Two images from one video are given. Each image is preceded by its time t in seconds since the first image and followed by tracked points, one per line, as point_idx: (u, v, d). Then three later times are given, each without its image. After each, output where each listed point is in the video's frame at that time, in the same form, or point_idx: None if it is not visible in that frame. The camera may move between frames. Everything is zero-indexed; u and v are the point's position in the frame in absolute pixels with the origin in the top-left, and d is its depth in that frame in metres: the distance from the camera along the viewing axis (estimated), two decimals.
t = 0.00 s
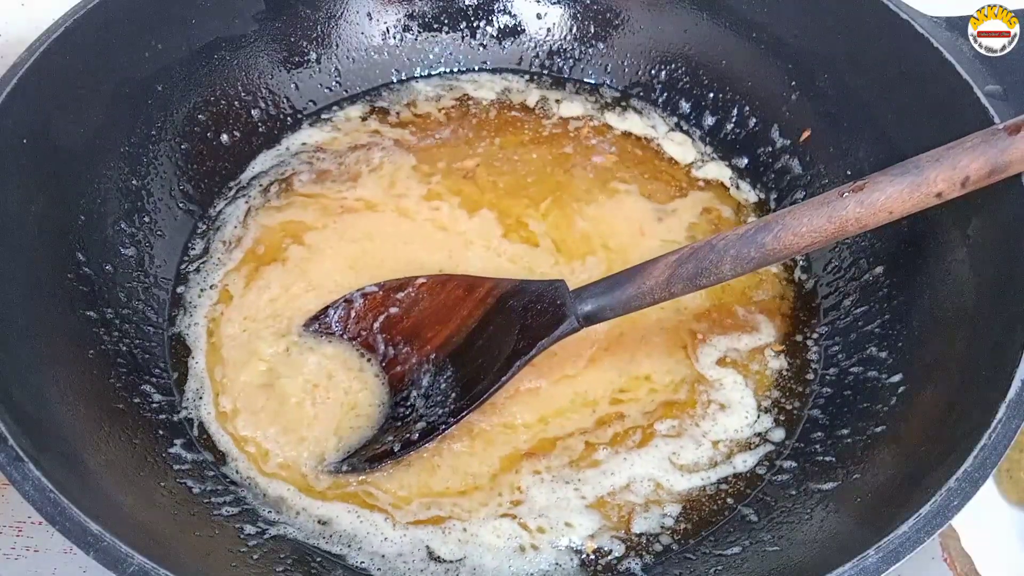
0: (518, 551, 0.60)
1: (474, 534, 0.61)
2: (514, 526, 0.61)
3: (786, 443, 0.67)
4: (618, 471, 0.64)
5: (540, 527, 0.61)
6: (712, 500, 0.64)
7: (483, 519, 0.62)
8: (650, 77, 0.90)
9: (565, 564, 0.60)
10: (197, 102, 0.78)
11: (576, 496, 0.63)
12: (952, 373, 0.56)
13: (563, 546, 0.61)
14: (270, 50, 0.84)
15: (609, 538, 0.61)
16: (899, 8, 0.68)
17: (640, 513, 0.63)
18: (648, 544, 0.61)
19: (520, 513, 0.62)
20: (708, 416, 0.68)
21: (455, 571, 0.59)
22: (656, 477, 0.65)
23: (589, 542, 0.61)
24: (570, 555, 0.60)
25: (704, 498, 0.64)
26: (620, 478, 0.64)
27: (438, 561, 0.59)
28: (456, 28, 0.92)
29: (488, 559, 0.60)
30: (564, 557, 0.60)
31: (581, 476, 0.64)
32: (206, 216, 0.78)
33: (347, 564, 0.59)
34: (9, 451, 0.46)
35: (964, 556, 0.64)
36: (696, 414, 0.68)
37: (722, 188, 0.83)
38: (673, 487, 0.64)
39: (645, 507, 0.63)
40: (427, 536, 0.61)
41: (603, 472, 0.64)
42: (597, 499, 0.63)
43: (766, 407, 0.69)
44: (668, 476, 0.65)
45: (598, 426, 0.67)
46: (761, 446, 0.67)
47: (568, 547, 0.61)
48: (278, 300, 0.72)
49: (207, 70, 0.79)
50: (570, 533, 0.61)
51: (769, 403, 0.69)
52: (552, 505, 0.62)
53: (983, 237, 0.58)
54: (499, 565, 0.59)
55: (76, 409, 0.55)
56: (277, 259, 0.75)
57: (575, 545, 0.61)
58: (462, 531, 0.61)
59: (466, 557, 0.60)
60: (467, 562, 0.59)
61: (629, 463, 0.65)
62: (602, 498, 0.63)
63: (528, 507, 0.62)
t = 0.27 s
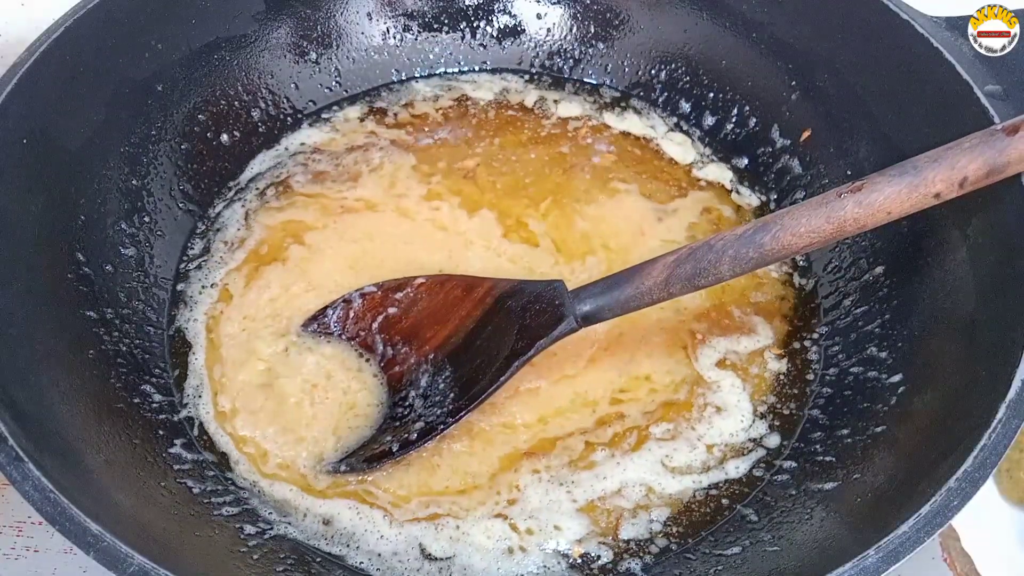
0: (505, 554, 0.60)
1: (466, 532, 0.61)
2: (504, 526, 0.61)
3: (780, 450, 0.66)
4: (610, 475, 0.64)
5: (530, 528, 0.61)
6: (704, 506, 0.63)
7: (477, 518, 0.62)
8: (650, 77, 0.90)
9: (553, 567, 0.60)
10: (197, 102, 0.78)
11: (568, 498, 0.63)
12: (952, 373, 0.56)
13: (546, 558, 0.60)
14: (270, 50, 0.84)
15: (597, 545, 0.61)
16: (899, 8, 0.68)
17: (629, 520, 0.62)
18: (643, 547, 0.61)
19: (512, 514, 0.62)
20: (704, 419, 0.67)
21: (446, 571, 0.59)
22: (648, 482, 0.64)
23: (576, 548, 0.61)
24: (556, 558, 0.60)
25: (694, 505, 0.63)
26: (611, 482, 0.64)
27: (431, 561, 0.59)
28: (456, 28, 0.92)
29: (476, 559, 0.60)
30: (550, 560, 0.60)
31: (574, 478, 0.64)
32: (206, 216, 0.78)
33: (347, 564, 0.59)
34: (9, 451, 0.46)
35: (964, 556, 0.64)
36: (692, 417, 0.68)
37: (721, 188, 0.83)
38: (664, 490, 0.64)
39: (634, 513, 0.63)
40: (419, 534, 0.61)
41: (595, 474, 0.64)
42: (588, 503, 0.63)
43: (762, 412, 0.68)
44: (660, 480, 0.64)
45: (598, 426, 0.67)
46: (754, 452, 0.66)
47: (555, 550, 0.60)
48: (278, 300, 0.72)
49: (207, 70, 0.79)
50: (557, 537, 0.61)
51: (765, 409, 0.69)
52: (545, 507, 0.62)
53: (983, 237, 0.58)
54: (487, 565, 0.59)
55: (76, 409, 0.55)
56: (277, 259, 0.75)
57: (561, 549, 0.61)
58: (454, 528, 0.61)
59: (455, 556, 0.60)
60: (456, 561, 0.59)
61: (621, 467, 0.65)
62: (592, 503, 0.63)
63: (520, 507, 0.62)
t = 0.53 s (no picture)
0: (501, 554, 0.60)
1: (463, 531, 0.61)
2: (501, 526, 0.61)
3: (777, 454, 0.66)
4: (608, 476, 0.64)
5: (525, 528, 0.61)
6: (699, 510, 0.63)
7: (476, 518, 0.61)
8: (650, 77, 0.90)
9: (548, 568, 0.60)
10: (197, 102, 0.78)
11: (565, 499, 0.63)
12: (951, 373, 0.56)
13: (538, 562, 0.60)
14: (270, 51, 0.84)
15: (592, 547, 0.61)
16: (899, 8, 0.68)
17: (624, 522, 0.62)
18: (643, 547, 0.61)
19: (509, 514, 0.62)
20: (701, 421, 0.67)
21: (443, 570, 0.59)
22: (646, 484, 0.64)
23: (570, 550, 0.61)
24: (550, 559, 0.60)
25: (689, 509, 0.63)
26: (609, 484, 0.64)
27: (428, 560, 0.59)
28: (456, 28, 0.92)
29: (471, 558, 0.60)
30: (545, 561, 0.60)
31: (573, 479, 0.64)
32: (206, 216, 0.78)
33: (346, 564, 0.59)
34: (9, 451, 0.46)
35: (964, 556, 0.64)
36: (690, 418, 0.67)
37: (720, 188, 0.83)
38: (662, 493, 0.64)
39: (631, 515, 0.62)
40: (416, 533, 0.61)
41: (594, 475, 0.64)
42: (585, 504, 0.63)
43: (759, 415, 0.68)
44: (657, 482, 0.64)
45: (598, 425, 0.67)
46: (749, 455, 0.66)
47: (549, 551, 0.60)
48: (278, 300, 0.72)
49: (207, 70, 0.79)
50: (553, 537, 0.61)
51: (763, 412, 0.68)
52: (542, 508, 0.62)
53: (983, 237, 0.58)
54: (482, 565, 0.59)
55: (76, 409, 0.55)
56: (277, 259, 0.75)
57: (556, 550, 0.61)
58: (451, 526, 0.61)
59: (451, 554, 0.60)
60: (452, 560, 0.59)
61: (619, 468, 0.65)
62: (589, 504, 0.63)
63: (518, 507, 0.62)
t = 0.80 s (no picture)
0: (500, 554, 0.60)
1: (463, 531, 0.61)
2: (501, 527, 0.61)
3: (777, 456, 0.66)
4: (608, 476, 0.64)
5: (524, 528, 0.61)
6: (698, 511, 0.63)
7: (475, 518, 0.61)
8: (650, 77, 0.90)
9: (546, 569, 0.60)
10: (197, 102, 0.78)
11: (565, 499, 0.63)
12: (951, 373, 0.56)
13: (536, 563, 0.60)
14: (271, 51, 0.84)
15: (591, 548, 0.61)
16: (899, 9, 0.68)
17: (623, 523, 0.62)
18: (643, 548, 0.61)
19: (509, 514, 0.62)
20: (701, 421, 0.67)
21: (442, 570, 0.59)
22: (645, 484, 0.64)
23: (568, 550, 0.61)
24: (549, 559, 0.60)
25: (687, 510, 0.63)
26: (609, 484, 0.64)
27: (428, 560, 0.59)
28: (456, 28, 0.92)
29: (471, 558, 0.60)
30: (544, 561, 0.60)
31: (572, 479, 0.64)
32: (206, 217, 0.78)
33: (346, 564, 0.59)
34: (8, 451, 0.46)
35: (964, 556, 0.65)
36: (689, 418, 0.67)
37: (719, 188, 0.83)
38: (661, 493, 0.64)
39: (630, 516, 0.62)
40: (416, 532, 0.61)
41: (594, 475, 0.64)
42: (584, 504, 0.63)
43: (758, 417, 0.68)
44: (656, 483, 0.64)
45: (598, 425, 0.67)
46: (748, 457, 0.66)
47: (548, 551, 0.60)
48: (278, 300, 0.72)
49: (207, 70, 0.79)
50: (552, 537, 0.61)
51: (762, 413, 0.68)
52: (542, 508, 0.62)
53: (984, 237, 0.58)
54: (481, 565, 0.59)
55: (76, 409, 0.55)
56: (277, 259, 0.75)
57: (555, 550, 0.61)
58: (451, 526, 0.61)
59: (450, 554, 0.60)
60: (451, 560, 0.59)
61: (619, 468, 0.65)
62: (588, 504, 0.63)
63: (517, 507, 0.62)
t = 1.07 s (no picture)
0: (500, 554, 0.60)
1: (463, 531, 0.61)
2: (501, 527, 0.61)
3: (776, 457, 0.66)
4: (608, 476, 0.64)
5: (524, 528, 0.61)
6: (697, 511, 0.63)
7: (475, 517, 0.61)
8: (650, 77, 0.90)
9: (545, 569, 0.60)
10: (197, 102, 0.78)
11: (564, 499, 0.63)
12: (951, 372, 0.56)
13: (535, 564, 0.60)
14: (271, 51, 0.84)
15: (590, 548, 0.61)
16: (899, 8, 0.68)
17: (623, 523, 0.62)
18: (642, 548, 0.61)
19: (508, 513, 0.62)
20: (700, 421, 0.67)
21: (442, 570, 0.59)
22: (644, 484, 0.64)
23: (568, 550, 0.61)
24: (549, 559, 0.60)
25: (687, 510, 0.63)
26: (608, 484, 0.64)
27: (428, 560, 0.59)
28: (456, 28, 0.92)
29: (471, 558, 0.60)
30: (544, 561, 0.60)
31: (572, 479, 0.64)
32: (206, 217, 0.78)
33: (346, 564, 0.59)
34: (9, 451, 0.46)
35: (964, 556, 0.64)
36: (689, 418, 0.67)
37: (719, 188, 0.83)
38: (661, 493, 0.64)
39: (629, 516, 0.62)
40: (416, 532, 0.61)
41: (594, 475, 0.64)
42: (584, 504, 0.63)
43: (758, 417, 0.68)
44: (656, 483, 0.64)
45: (598, 426, 0.67)
46: (746, 458, 0.66)
47: (548, 551, 0.60)
48: (278, 299, 0.72)
49: (207, 70, 0.79)
50: (552, 537, 0.61)
51: (762, 413, 0.68)
52: (541, 508, 0.62)
53: (984, 238, 0.59)
54: (480, 565, 0.59)
55: (77, 409, 0.55)
56: (277, 259, 0.75)
57: (554, 550, 0.61)
58: (451, 526, 0.61)
59: (450, 554, 0.60)
60: (451, 560, 0.59)
61: (619, 469, 0.65)
62: (588, 504, 0.63)
63: (516, 507, 0.62)
